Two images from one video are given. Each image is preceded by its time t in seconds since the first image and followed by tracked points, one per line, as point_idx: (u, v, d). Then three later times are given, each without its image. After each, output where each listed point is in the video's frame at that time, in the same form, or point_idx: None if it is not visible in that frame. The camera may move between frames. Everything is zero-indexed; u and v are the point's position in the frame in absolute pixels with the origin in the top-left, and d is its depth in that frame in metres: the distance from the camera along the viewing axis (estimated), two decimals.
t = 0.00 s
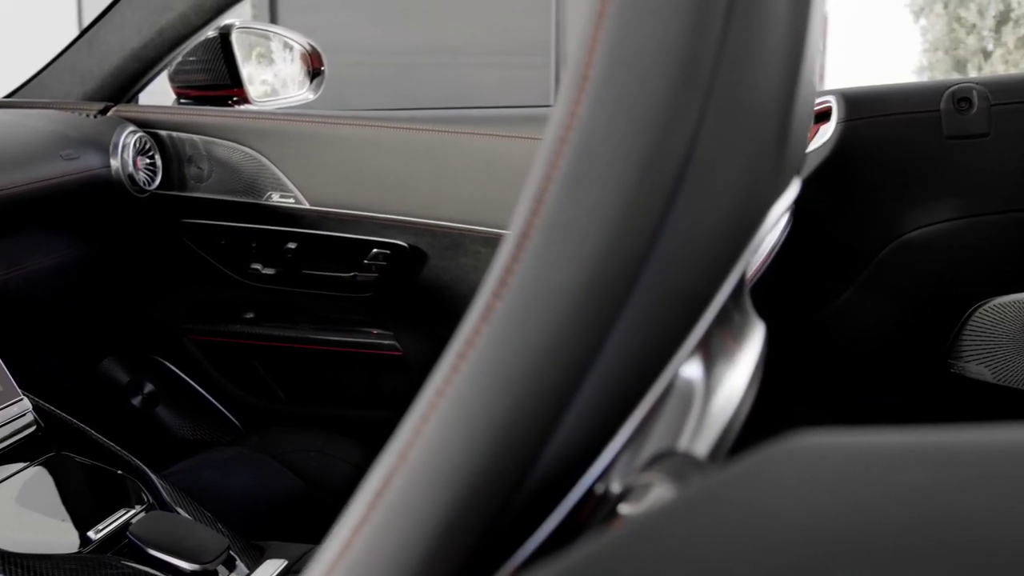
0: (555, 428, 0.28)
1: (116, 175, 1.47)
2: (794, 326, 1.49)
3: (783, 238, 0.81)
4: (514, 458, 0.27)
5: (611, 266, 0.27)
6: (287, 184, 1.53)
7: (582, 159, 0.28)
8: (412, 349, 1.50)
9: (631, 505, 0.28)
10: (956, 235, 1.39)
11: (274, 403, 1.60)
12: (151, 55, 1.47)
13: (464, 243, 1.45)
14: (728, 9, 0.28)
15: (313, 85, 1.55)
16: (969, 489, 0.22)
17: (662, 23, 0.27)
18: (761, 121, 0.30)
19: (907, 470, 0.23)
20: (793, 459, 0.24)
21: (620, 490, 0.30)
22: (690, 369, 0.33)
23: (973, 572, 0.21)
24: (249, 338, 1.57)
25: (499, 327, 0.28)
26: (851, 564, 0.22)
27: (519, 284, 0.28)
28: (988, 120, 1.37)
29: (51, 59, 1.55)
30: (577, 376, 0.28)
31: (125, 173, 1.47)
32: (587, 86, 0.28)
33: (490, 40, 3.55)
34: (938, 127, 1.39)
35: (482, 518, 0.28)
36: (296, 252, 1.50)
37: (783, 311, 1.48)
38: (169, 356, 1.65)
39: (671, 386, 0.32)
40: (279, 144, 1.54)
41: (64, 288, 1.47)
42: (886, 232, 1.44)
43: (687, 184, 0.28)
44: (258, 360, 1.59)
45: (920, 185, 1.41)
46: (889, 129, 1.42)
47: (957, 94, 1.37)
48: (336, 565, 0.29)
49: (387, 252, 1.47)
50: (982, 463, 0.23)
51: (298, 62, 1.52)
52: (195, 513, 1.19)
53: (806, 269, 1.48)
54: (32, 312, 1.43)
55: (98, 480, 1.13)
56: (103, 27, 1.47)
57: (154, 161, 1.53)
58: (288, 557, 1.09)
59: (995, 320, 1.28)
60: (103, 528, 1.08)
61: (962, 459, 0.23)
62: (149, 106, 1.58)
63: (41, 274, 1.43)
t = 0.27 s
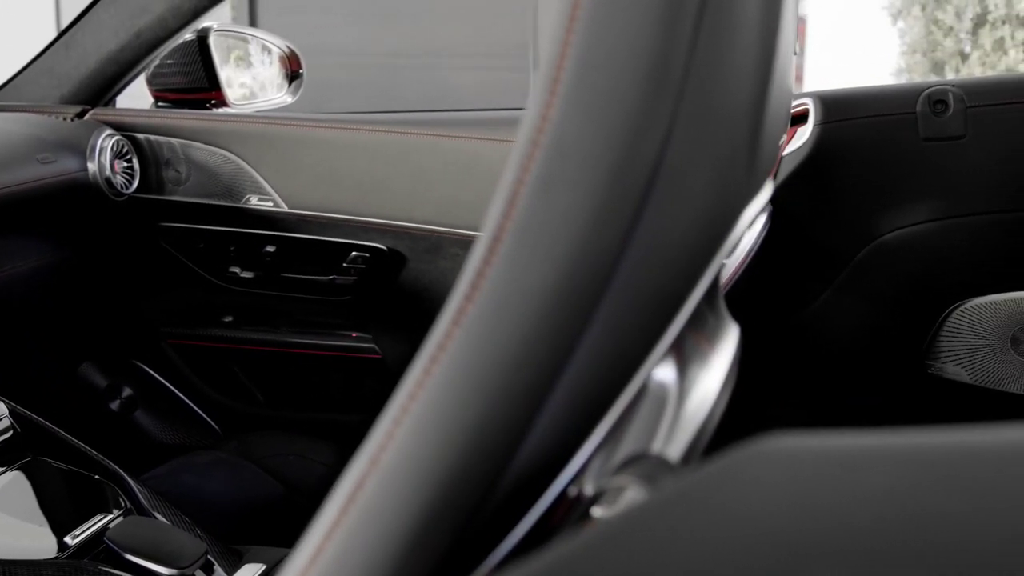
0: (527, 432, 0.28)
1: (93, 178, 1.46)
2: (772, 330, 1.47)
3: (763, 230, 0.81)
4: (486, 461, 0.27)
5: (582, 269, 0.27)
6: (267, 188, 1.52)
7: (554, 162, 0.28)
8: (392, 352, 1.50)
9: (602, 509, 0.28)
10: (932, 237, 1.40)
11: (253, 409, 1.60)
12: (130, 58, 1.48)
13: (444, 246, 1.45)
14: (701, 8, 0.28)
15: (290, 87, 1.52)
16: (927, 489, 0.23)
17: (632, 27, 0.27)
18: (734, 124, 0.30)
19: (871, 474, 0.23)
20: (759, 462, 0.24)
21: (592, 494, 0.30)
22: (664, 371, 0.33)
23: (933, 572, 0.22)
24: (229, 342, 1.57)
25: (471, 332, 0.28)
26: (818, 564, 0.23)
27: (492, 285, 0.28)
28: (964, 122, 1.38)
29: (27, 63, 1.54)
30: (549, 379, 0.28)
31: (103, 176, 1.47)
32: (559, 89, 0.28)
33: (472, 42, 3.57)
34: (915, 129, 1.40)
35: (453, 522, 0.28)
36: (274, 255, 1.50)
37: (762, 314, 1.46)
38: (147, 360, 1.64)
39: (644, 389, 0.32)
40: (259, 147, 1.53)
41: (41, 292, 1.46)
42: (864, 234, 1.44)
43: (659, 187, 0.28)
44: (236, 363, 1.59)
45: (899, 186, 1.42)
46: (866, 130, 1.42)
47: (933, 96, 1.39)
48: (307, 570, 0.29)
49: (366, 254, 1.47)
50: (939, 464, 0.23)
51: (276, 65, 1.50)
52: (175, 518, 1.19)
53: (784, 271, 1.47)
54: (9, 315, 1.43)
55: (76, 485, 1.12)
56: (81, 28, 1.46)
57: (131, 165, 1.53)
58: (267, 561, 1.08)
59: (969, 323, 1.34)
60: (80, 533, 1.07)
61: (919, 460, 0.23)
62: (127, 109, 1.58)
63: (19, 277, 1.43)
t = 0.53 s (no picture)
0: (502, 434, 0.28)
1: (74, 181, 1.44)
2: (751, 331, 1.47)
3: (746, 231, 0.82)
4: (462, 464, 0.27)
5: (558, 271, 0.27)
6: (248, 191, 1.53)
7: (530, 164, 0.28)
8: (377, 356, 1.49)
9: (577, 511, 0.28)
10: (911, 239, 1.40)
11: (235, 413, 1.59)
12: (110, 60, 1.48)
13: (425, 249, 1.46)
14: (676, 9, 0.28)
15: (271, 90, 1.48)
16: (899, 489, 0.23)
17: (607, 29, 0.27)
18: (709, 126, 0.30)
19: (837, 474, 0.23)
20: (724, 462, 0.24)
21: (569, 495, 0.30)
22: (640, 374, 0.33)
23: (903, 572, 0.22)
24: (210, 345, 1.55)
25: (447, 335, 0.28)
26: (784, 564, 0.23)
27: (468, 287, 0.28)
28: (942, 124, 1.38)
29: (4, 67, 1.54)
30: (525, 381, 0.28)
31: (82, 179, 1.44)
32: (534, 92, 0.28)
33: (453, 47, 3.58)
34: (894, 131, 1.40)
35: (427, 528, 0.28)
36: (255, 258, 1.50)
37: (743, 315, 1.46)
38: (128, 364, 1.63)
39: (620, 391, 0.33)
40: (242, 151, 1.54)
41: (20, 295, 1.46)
42: (844, 235, 1.44)
43: (634, 189, 0.28)
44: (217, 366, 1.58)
45: (878, 188, 1.42)
46: (844, 133, 1.43)
47: (912, 98, 1.39)
48: None
49: (347, 257, 1.47)
50: (913, 466, 0.23)
51: (257, 67, 1.47)
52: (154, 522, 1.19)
53: (761, 274, 1.48)
54: None
55: (56, 489, 1.12)
56: (60, 30, 1.46)
57: (110, 167, 1.51)
58: (248, 565, 1.08)
59: (948, 324, 1.34)
60: (60, 537, 1.06)
61: (890, 460, 0.23)
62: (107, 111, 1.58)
63: None
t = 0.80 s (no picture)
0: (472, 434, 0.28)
1: (49, 185, 1.40)
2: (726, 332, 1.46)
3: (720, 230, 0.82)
4: (433, 465, 0.27)
5: (528, 273, 0.28)
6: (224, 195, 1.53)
7: (499, 168, 0.28)
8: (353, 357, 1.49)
9: (548, 512, 0.28)
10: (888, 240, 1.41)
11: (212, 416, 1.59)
12: (86, 63, 1.43)
13: (401, 252, 1.46)
14: (645, 12, 0.28)
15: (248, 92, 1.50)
16: (868, 491, 0.25)
17: (576, 31, 0.28)
18: (673, 125, 0.30)
19: (808, 478, 0.25)
20: (696, 463, 0.26)
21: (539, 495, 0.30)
22: (610, 376, 0.34)
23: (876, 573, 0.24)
24: (187, 349, 1.55)
25: (415, 339, 0.28)
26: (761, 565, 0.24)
27: (437, 292, 0.28)
28: (917, 126, 1.38)
29: None
30: (494, 382, 0.28)
31: (58, 183, 1.40)
32: (503, 95, 0.28)
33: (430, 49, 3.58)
34: (869, 133, 1.40)
35: (398, 529, 0.28)
36: (232, 261, 1.49)
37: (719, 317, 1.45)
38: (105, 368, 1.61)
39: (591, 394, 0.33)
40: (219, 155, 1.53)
41: None
42: (821, 237, 1.44)
43: (604, 190, 0.28)
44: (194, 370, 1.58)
45: (856, 190, 1.42)
46: (822, 134, 1.42)
47: (886, 100, 1.38)
48: None
49: (324, 260, 1.47)
50: (879, 468, 0.25)
51: (234, 71, 1.48)
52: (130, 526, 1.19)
53: (738, 276, 1.47)
54: None
55: (30, 494, 1.11)
56: (36, 33, 1.41)
57: (86, 171, 1.47)
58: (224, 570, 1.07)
59: (923, 325, 1.34)
60: (35, 542, 1.07)
61: (858, 461, 0.25)
62: (83, 115, 1.56)
63: None
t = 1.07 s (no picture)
0: (442, 437, 0.28)
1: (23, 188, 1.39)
2: (703, 334, 1.47)
3: (695, 234, 0.83)
4: (403, 469, 0.28)
5: (496, 277, 0.28)
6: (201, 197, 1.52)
7: (466, 172, 0.28)
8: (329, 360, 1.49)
9: (519, 514, 0.29)
10: (863, 241, 1.41)
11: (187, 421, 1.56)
12: (61, 66, 1.38)
13: (379, 254, 1.46)
14: (610, 21, 0.29)
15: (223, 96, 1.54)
16: (833, 492, 0.26)
17: (543, 37, 0.28)
18: (643, 129, 0.31)
19: (772, 477, 0.26)
20: (670, 460, 0.27)
21: (510, 497, 0.31)
22: (580, 379, 0.34)
23: (838, 572, 0.24)
24: (162, 352, 1.55)
25: (383, 343, 0.28)
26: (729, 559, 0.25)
27: (404, 296, 0.28)
28: (891, 128, 1.38)
29: None
30: (464, 385, 0.28)
31: (32, 186, 1.39)
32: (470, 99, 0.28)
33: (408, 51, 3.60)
34: (843, 135, 1.40)
35: (366, 532, 0.28)
36: (208, 265, 1.49)
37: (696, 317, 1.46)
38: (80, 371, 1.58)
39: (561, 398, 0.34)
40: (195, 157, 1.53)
41: None
42: (796, 238, 1.44)
43: (573, 193, 0.29)
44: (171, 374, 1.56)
45: (831, 191, 1.42)
46: (799, 137, 1.42)
47: (860, 103, 1.39)
48: None
49: (301, 263, 1.47)
50: (840, 471, 0.26)
51: (211, 73, 1.52)
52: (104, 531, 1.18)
53: (713, 277, 1.48)
54: None
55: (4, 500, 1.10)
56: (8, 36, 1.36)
57: (61, 174, 1.47)
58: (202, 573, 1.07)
59: (898, 324, 1.34)
60: (8, 547, 1.06)
61: (822, 463, 0.27)
62: (56, 119, 1.54)
63: None
